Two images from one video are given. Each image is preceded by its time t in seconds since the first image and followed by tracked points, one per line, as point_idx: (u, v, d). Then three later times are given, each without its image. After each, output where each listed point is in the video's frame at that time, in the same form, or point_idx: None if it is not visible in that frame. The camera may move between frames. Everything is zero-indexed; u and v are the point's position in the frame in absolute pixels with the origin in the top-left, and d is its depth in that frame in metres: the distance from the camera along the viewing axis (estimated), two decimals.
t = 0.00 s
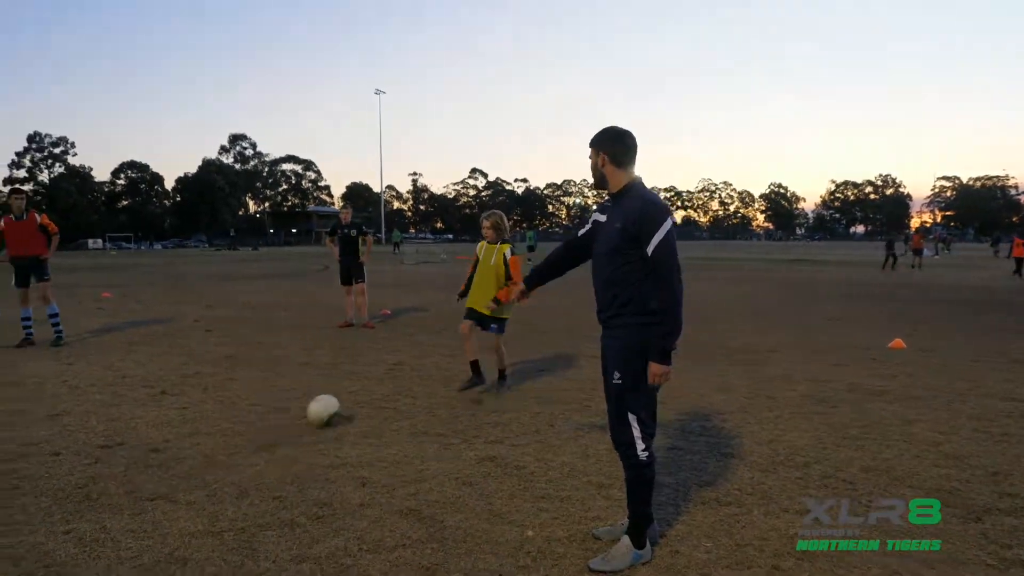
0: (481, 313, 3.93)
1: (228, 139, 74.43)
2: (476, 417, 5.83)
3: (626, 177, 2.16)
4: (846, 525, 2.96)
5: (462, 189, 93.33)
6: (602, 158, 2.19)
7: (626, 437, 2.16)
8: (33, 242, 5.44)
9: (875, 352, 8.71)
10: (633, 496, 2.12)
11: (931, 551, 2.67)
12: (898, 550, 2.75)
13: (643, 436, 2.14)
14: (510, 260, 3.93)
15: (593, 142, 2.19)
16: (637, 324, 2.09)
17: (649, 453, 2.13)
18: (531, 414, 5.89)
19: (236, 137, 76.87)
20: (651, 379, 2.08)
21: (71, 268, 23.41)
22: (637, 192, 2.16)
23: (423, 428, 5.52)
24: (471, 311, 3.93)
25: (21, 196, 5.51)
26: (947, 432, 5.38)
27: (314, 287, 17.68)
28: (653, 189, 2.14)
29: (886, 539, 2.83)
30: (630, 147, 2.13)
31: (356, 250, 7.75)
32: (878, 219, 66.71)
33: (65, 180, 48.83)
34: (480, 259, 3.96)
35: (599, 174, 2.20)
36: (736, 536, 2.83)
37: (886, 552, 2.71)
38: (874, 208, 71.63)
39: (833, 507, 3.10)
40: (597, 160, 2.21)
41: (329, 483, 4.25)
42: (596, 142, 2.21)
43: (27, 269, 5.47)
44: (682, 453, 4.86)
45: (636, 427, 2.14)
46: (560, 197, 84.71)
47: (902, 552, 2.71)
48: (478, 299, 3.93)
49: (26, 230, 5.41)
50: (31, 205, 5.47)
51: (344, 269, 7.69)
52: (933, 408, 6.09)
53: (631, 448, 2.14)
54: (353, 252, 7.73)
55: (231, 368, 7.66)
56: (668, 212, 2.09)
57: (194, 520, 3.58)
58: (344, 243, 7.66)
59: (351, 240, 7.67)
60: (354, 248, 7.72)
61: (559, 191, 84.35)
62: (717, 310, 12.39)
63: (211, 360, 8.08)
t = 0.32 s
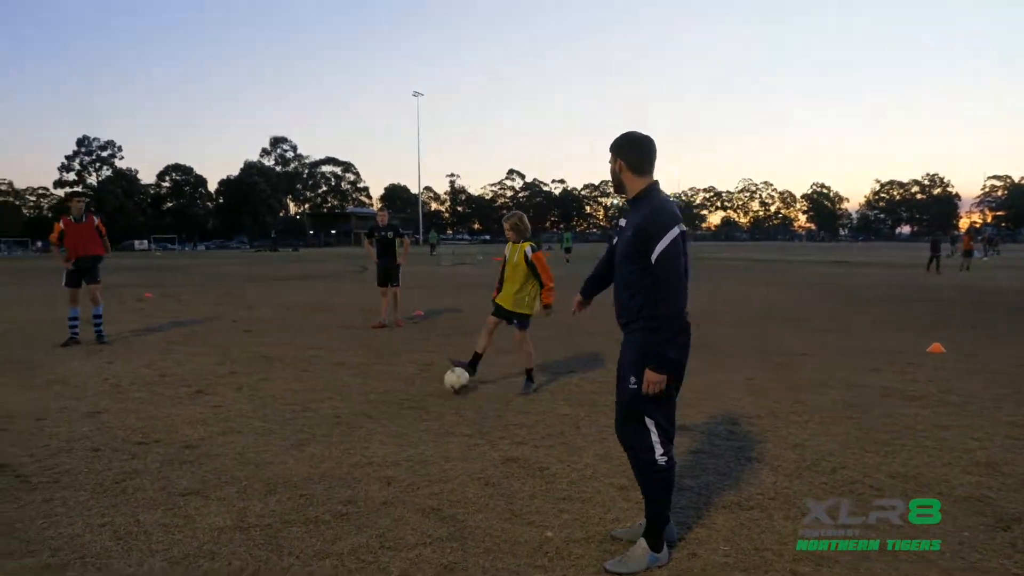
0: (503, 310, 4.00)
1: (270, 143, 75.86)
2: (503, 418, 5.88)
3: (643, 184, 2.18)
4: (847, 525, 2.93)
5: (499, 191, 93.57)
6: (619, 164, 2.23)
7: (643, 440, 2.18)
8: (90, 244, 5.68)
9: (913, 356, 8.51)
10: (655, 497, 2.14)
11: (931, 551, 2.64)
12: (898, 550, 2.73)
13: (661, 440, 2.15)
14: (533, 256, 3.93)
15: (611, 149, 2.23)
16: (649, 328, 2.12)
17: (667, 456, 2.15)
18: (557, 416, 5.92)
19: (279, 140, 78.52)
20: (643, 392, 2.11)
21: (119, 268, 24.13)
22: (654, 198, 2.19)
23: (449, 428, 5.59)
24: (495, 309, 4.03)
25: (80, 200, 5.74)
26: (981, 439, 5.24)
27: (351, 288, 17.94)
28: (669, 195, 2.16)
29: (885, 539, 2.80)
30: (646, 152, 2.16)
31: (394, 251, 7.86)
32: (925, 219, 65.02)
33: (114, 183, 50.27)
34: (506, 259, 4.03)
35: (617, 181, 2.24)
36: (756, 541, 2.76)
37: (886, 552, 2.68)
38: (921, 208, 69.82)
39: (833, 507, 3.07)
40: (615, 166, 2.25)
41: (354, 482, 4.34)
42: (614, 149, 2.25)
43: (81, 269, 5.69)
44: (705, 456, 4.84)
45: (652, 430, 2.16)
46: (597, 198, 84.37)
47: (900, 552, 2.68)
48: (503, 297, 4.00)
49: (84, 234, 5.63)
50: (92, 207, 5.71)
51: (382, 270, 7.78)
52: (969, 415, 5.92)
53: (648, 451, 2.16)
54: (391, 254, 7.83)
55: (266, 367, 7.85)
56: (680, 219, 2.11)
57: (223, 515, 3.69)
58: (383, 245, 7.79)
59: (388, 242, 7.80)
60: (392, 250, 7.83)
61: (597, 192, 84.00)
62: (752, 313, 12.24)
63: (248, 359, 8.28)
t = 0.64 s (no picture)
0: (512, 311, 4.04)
1: (303, 144, 76.89)
2: (521, 419, 5.90)
3: (650, 191, 2.19)
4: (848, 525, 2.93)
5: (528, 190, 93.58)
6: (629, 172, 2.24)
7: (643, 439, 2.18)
8: (135, 245, 5.86)
9: (944, 360, 8.34)
10: (652, 494, 2.13)
11: (932, 551, 2.63)
12: (898, 549, 2.72)
13: (660, 437, 2.15)
14: (537, 256, 4.00)
15: (623, 157, 2.25)
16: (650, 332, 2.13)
17: (666, 453, 2.14)
18: (575, 417, 5.93)
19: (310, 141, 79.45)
20: (637, 391, 2.13)
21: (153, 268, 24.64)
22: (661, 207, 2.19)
23: (467, 428, 5.63)
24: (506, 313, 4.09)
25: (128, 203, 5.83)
26: (1007, 445, 5.13)
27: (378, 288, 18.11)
28: (675, 203, 2.16)
29: (886, 539, 2.79)
30: (654, 162, 2.16)
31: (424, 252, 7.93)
32: (964, 219, 63.49)
33: (151, 184, 51.27)
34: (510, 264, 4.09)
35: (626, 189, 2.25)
36: (767, 544, 2.73)
37: (887, 552, 2.67)
38: (960, 207, 68.20)
39: (835, 508, 3.06)
40: (624, 174, 2.26)
41: (371, 480, 4.39)
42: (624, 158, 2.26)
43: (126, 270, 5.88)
44: (723, 458, 4.80)
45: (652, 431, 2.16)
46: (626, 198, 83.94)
47: (900, 552, 2.67)
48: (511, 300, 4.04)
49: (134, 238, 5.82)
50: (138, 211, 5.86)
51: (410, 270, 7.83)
52: (998, 420, 5.80)
53: (646, 447, 2.16)
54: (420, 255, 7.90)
55: (290, 366, 7.97)
56: (683, 226, 2.11)
57: (241, 511, 3.75)
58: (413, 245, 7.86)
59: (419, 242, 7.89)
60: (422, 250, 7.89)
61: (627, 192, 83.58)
62: (779, 314, 12.10)
63: (273, 358, 8.42)
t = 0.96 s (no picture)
0: (518, 307, 4.02)
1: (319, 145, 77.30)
2: (528, 419, 5.91)
3: (648, 203, 2.19)
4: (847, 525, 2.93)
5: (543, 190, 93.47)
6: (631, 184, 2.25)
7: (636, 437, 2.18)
8: (154, 244, 5.93)
9: (959, 363, 8.25)
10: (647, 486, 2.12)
11: (931, 551, 2.63)
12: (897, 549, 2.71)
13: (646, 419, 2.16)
14: (538, 252, 4.05)
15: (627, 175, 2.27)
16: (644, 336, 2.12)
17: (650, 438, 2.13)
18: (582, 418, 5.93)
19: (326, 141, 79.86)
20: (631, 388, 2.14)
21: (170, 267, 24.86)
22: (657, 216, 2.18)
23: (474, 428, 5.65)
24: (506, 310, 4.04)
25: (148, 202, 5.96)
26: (1019, 448, 5.07)
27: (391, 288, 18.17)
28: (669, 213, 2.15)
29: (885, 539, 2.79)
30: (651, 175, 2.16)
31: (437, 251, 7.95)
32: (984, 220, 62.70)
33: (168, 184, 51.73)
34: (503, 264, 4.07)
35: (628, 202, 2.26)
36: (769, 546, 2.73)
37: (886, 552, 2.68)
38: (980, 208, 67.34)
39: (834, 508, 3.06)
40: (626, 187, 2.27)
41: (376, 479, 4.41)
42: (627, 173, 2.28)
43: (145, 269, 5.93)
44: (729, 459, 4.78)
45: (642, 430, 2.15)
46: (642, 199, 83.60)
47: (900, 551, 2.68)
48: (514, 297, 4.02)
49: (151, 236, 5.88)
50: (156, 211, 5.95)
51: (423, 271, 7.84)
52: (1011, 424, 5.73)
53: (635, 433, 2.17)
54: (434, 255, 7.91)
55: (301, 365, 8.02)
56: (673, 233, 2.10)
57: (245, 509, 3.77)
58: (427, 246, 7.88)
59: (433, 242, 7.91)
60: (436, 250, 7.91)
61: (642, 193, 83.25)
62: (793, 316, 12.02)
63: (284, 358, 8.48)
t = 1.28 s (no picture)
0: (511, 311, 4.04)
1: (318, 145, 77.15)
2: (528, 418, 5.91)
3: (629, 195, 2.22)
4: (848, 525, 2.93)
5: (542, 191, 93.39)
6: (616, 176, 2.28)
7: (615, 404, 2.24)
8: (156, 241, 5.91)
9: (959, 364, 8.26)
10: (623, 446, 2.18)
11: (932, 551, 2.63)
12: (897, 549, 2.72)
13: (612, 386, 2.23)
14: (539, 259, 4.05)
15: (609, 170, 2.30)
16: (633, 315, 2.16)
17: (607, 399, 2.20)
18: (582, 417, 5.93)
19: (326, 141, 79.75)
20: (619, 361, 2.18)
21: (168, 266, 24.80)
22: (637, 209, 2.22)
23: (475, 427, 5.64)
24: (499, 312, 4.05)
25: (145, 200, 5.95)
26: (1019, 449, 5.07)
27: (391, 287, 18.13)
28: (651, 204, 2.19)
29: (886, 539, 2.79)
30: (633, 169, 2.20)
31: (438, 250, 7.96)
32: (983, 223, 62.74)
33: (167, 182, 51.63)
34: (499, 265, 4.05)
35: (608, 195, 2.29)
36: (771, 544, 2.74)
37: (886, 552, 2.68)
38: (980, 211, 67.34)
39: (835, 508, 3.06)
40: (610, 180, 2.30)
41: (376, 477, 4.40)
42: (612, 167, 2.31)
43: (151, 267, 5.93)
44: (731, 459, 4.78)
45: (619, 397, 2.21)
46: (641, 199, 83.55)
47: (899, 551, 2.68)
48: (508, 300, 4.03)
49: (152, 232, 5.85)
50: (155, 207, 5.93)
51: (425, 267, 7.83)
52: (1011, 425, 5.74)
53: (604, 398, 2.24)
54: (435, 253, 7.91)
55: (300, 364, 8.01)
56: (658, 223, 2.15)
57: (246, 506, 3.77)
58: (428, 244, 7.87)
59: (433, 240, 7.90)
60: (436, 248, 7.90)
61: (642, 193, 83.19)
62: (793, 317, 12.02)
63: (284, 356, 8.46)
